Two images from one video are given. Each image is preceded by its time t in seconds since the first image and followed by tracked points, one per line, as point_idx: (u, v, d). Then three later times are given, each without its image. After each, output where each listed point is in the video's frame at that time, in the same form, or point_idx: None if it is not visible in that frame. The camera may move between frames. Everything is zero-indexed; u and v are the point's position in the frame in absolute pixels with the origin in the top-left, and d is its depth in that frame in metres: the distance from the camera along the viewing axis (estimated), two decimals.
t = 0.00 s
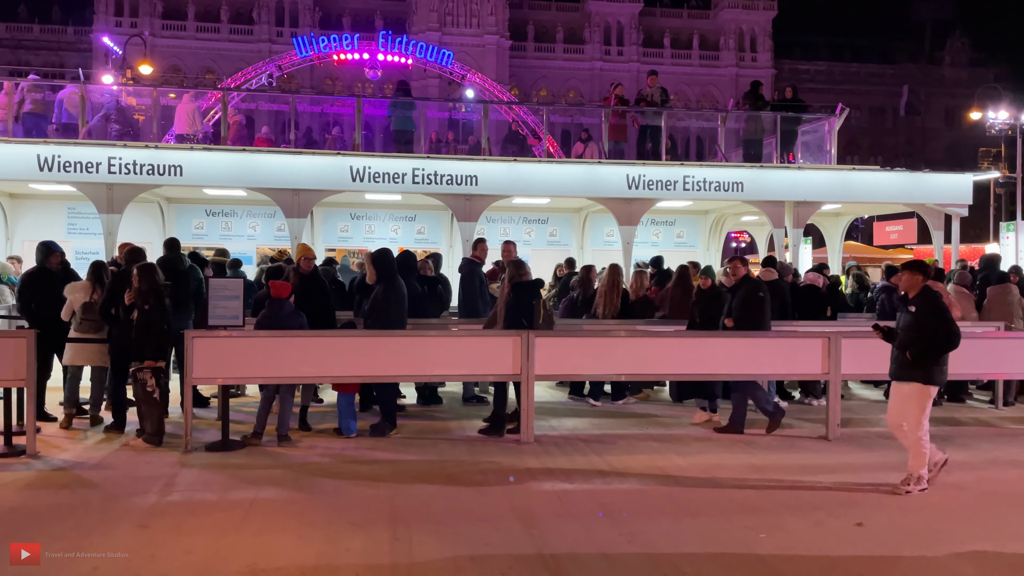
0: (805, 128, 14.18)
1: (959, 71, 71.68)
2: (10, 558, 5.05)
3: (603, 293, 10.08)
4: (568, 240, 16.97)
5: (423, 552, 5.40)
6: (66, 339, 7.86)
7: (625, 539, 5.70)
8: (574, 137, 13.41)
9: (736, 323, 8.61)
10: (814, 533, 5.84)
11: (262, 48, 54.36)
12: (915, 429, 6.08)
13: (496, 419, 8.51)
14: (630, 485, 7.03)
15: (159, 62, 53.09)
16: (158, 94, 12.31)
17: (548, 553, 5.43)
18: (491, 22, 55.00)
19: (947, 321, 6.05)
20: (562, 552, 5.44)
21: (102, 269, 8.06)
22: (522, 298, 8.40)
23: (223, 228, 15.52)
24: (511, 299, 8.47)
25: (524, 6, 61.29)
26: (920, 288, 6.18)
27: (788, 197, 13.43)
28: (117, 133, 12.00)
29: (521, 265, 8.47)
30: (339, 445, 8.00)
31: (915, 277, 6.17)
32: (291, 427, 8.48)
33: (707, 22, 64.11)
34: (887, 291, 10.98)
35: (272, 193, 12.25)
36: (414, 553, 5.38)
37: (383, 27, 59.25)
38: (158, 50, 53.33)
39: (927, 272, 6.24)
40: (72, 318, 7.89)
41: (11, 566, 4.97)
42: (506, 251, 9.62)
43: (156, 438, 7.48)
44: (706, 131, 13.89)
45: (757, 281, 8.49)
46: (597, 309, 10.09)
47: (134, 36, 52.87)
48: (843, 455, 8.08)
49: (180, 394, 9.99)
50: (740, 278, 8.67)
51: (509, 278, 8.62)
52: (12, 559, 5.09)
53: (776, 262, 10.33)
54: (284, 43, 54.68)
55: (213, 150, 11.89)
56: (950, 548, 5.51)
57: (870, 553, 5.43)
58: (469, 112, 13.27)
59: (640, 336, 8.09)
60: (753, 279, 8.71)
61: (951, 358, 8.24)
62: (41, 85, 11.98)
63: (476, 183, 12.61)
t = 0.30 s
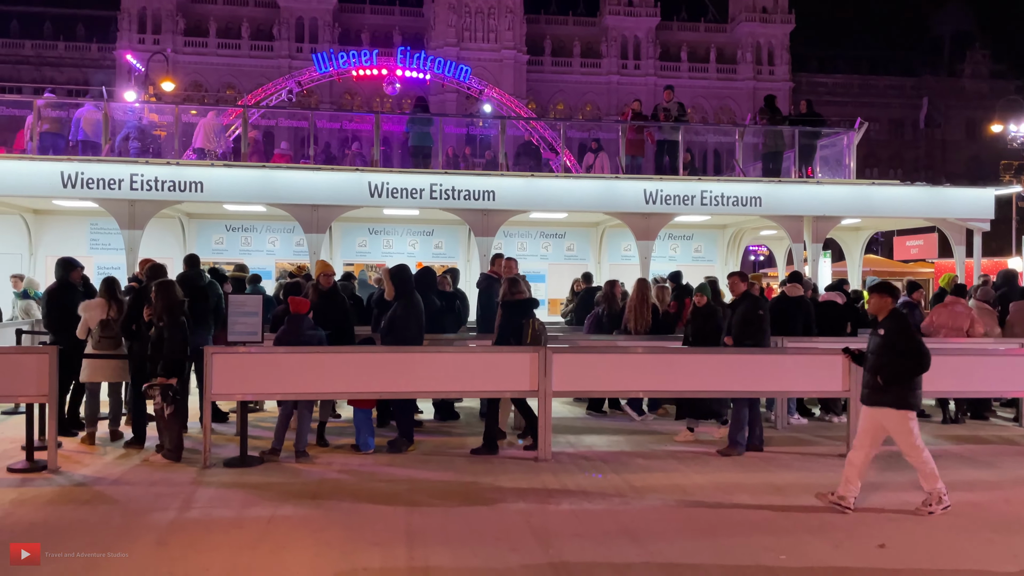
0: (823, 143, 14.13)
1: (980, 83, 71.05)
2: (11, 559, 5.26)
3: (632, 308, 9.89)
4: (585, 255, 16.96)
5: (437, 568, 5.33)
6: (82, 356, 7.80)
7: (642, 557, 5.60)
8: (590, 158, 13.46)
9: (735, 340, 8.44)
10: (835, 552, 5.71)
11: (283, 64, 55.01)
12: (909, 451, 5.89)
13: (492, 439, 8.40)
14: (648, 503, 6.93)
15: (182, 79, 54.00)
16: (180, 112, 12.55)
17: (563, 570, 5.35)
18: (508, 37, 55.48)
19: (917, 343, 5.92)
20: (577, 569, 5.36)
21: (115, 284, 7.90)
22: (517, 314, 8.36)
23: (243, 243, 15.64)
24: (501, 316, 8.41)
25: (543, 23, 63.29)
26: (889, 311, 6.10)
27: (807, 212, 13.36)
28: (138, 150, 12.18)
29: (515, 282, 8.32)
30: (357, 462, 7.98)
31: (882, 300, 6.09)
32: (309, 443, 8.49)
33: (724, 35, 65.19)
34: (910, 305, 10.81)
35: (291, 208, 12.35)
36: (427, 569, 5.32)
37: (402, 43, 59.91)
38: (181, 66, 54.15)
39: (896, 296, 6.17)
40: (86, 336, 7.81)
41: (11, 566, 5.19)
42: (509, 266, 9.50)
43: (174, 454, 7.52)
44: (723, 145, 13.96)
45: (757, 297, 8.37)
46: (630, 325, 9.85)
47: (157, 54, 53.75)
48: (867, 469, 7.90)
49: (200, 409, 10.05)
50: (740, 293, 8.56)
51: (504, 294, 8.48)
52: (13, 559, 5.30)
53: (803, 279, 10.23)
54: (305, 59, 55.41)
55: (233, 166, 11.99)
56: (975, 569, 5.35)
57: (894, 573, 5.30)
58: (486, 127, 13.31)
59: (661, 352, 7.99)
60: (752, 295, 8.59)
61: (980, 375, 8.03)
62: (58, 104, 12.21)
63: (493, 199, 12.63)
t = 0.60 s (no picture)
0: (835, 158, 14.04)
1: (994, 98, 70.71)
2: (11, 558, 5.53)
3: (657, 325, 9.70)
4: (597, 270, 16.92)
5: None
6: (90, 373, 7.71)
7: None
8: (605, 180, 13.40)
9: (725, 357, 8.22)
10: (851, 572, 5.61)
11: (296, 80, 55.45)
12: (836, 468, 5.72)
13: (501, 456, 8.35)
14: (660, 521, 6.86)
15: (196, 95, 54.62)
16: (194, 129, 12.59)
17: None
18: (520, 53, 55.70)
19: (881, 355, 5.70)
20: None
21: (119, 302, 7.84)
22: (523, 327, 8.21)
23: (255, 259, 15.72)
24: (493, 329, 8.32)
25: (555, 39, 64.19)
26: (852, 321, 5.86)
27: (820, 228, 13.29)
28: (155, 165, 12.42)
29: (509, 296, 8.18)
30: (368, 480, 7.95)
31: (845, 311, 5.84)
32: (321, 460, 8.47)
33: (736, 50, 65.57)
34: (924, 322, 10.78)
35: (304, 224, 12.41)
36: None
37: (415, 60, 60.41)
38: (196, 83, 54.80)
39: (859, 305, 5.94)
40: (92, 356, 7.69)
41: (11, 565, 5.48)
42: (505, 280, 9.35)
43: (186, 471, 7.50)
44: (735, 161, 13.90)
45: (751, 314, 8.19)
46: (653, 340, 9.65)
47: (173, 71, 54.45)
48: (884, 487, 7.77)
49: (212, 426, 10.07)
50: (734, 310, 8.37)
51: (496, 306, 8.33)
52: (14, 559, 5.56)
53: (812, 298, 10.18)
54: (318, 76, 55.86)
55: (246, 183, 12.10)
56: None
57: None
58: (498, 143, 13.37)
59: (676, 368, 7.79)
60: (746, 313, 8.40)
61: (1003, 394, 7.85)
62: (72, 122, 12.36)
63: (505, 215, 12.66)
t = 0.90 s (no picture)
0: (843, 174, 14.03)
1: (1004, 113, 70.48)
2: (12, 558, 5.85)
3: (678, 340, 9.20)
4: (605, 286, 16.92)
5: None
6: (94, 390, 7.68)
7: None
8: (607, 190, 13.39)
9: (717, 376, 8.19)
10: None
11: (307, 97, 55.92)
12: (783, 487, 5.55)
13: (505, 472, 8.30)
14: (668, 539, 6.80)
15: (208, 112, 55.26)
16: (206, 147, 12.80)
17: None
18: (529, 70, 55.95)
19: (836, 381, 5.61)
20: None
21: (125, 318, 7.74)
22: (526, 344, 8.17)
23: (265, 275, 15.80)
24: (491, 347, 8.20)
25: (563, 55, 64.73)
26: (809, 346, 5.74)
27: (829, 244, 13.25)
28: (166, 183, 12.48)
29: (508, 311, 8.17)
30: (374, 497, 7.92)
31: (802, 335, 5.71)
32: (328, 477, 8.45)
33: (744, 66, 65.84)
34: (935, 339, 10.65)
35: (313, 241, 12.47)
36: None
37: (424, 77, 60.92)
38: (207, 100, 55.41)
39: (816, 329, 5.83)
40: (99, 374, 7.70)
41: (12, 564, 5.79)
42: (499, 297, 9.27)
43: (191, 485, 7.53)
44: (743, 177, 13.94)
45: (741, 331, 8.07)
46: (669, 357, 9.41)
47: (184, 89, 55.08)
48: (895, 507, 7.68)
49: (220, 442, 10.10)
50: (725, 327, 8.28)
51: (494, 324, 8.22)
52: (15, 559, 5.89)
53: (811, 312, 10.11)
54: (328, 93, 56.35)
55: (256, 201, 12.18)
56: None
57: None
58: (506, 160, 13.38)
59: (685, 387, 7.74)
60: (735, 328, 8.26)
61: (1015, 413, 7.76)
62: (81, 141, 12.36)
63: (513, 232, 12.69)
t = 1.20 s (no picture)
0: (850, 190, 14.04)
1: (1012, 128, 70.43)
2: (13, 557, 6.11)
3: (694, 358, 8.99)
4: (612, 301, 16.90)
5: None
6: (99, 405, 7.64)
7: None
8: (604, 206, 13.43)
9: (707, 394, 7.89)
10: None
11: (314, 114, 56.34)
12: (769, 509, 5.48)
13: (512, 488, 8.25)
14: (677, 557, 6.72)
15: (217, 129, 55.75)
16: (215, 163, 12.89)
17: None
18: (536, 86, 56.20)
19: (784, 389, 5.59)
20: None
21: (132, 333, 7.65)
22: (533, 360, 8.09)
23: (272, 290, 15.83)
24: (496, 363, 8.12)
25: (569, 72, 65.13)
26: (758, 355, 5.75)
27: (837, 260, 13.21)
28: (173, 199, 12.59)
29: (513, 327, 8.08)
30: (381, 514, 7.87)
31: (753, 343, 5.74)
32: (334, 493, 8.40)
33: (751, 82, 66.07)
34: (944, 355, 10.57)
35: (320, 257, 12.51)
36: None
37: (431, 93, 61.32)
38: (216, 117, 55.91)
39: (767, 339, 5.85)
40: (105, 392, 7.59)
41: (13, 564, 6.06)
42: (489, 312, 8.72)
43: (192, 497, 7.58)
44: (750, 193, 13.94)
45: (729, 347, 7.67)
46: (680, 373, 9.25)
47: (193, 105, 55.54)
48: (907, 525, 7.59)
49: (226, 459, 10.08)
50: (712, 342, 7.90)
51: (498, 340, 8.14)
52: (16, 558, 6.15)
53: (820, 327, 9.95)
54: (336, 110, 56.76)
55: (264, 217, 12.23)
56: None
57: None
58: (513, 176, 13.46)
59: (693, 405, 7.70)
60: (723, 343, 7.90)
61: None
62: (93, 157, 12.62)
63: (519, 247, 12.69)
